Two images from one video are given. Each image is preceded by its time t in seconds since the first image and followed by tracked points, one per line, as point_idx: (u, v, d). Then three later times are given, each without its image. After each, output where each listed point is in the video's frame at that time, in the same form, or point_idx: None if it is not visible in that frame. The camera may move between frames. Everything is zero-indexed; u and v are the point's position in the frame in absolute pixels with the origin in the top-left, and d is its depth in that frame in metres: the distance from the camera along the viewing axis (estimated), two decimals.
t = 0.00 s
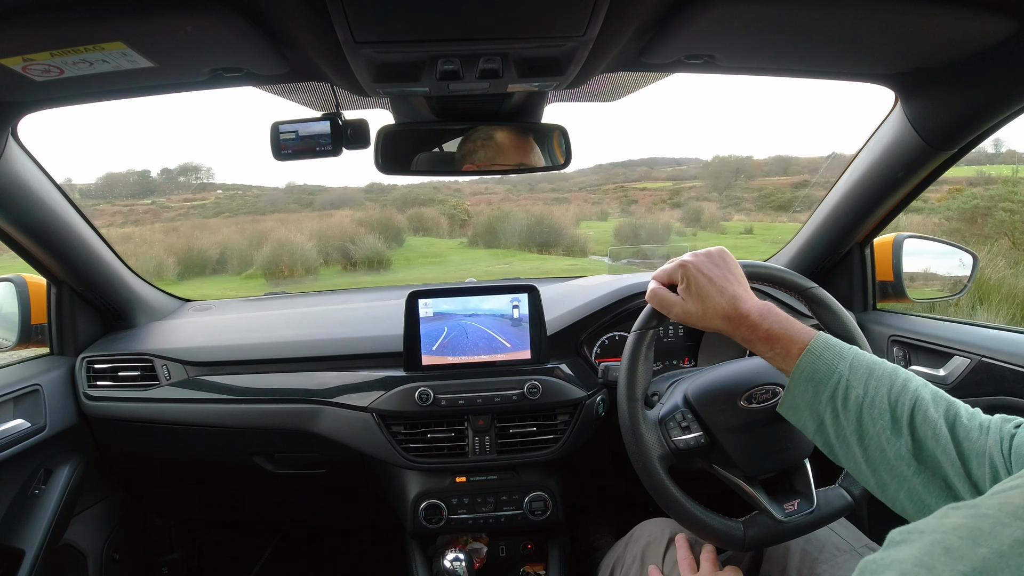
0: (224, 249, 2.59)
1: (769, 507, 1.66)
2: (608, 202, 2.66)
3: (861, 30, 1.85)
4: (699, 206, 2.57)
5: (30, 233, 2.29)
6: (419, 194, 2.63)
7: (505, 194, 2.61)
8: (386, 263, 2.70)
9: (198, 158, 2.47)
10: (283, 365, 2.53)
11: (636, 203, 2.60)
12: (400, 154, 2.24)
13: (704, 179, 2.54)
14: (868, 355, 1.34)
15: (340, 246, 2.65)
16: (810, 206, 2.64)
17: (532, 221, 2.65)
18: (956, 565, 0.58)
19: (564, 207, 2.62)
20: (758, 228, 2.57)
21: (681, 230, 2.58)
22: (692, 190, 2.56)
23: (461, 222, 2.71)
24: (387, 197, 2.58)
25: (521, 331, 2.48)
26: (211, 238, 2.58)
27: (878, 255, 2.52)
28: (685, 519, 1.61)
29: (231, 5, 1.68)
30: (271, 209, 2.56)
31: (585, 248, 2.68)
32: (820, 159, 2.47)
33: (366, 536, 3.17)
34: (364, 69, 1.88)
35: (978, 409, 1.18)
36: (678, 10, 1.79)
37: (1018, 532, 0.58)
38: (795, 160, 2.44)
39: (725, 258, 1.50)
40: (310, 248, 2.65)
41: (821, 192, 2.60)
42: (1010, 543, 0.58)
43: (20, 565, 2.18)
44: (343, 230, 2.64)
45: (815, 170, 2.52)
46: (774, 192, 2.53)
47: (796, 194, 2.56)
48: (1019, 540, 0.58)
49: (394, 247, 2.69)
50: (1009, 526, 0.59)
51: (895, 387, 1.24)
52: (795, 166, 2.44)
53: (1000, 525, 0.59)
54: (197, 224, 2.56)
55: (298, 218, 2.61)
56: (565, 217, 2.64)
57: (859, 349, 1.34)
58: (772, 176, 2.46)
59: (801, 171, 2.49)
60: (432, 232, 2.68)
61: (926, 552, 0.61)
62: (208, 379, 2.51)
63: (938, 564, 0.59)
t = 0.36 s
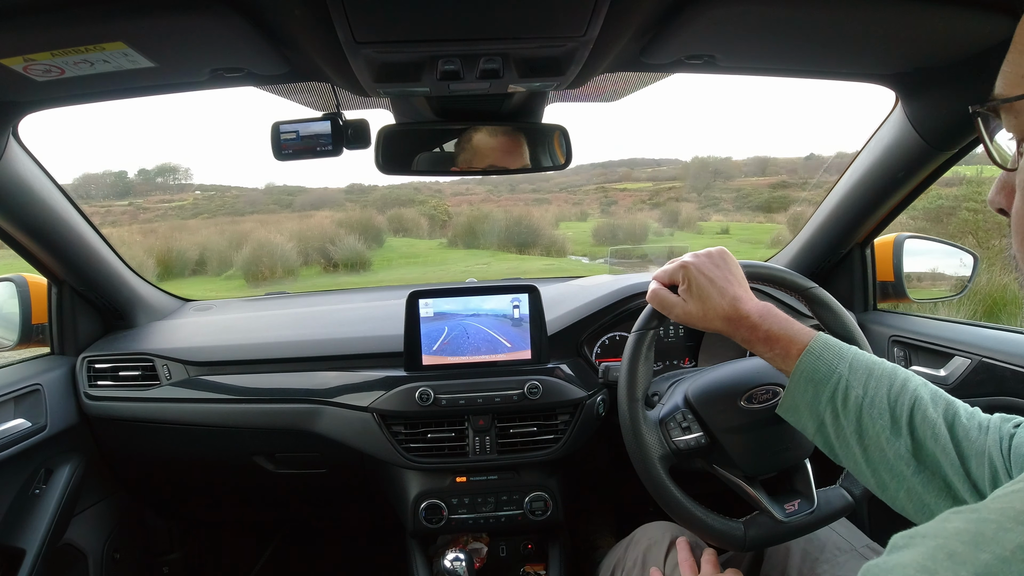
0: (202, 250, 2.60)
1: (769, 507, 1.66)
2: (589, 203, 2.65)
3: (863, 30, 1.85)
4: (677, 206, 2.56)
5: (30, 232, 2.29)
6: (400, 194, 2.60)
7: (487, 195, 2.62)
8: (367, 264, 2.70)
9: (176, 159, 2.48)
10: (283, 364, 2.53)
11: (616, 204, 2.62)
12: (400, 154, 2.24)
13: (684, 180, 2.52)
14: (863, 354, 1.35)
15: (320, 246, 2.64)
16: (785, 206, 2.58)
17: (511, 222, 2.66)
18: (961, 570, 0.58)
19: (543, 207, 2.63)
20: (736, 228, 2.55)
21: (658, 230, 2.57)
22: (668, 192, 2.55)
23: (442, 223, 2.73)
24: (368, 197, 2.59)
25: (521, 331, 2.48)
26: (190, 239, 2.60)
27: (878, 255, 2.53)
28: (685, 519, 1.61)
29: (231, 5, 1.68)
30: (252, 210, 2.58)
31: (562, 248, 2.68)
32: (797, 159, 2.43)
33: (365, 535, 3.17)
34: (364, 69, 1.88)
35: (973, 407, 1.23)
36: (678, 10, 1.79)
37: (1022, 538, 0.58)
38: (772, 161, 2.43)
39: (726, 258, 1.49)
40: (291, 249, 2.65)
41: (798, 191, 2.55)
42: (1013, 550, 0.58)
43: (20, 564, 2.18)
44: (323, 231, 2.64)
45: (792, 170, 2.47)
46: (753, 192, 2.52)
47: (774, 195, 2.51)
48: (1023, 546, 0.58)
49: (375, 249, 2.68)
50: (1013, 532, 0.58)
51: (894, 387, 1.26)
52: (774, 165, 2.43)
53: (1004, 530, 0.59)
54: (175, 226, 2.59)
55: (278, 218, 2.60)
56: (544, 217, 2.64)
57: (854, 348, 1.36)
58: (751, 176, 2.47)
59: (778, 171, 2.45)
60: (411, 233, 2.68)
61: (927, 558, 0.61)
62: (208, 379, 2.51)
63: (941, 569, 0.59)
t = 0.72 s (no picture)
0: (183, 252, 2.59)
1: (770, 507, 1.66)
2: (571, 205, 2.63)
3: (864, 30, 1.85)
4: (656, 208, 2.56)
5: (30, 232, 2.29)
6: (380, 196, 2.59)
7: (469, 196, 2.61)
8: (349, 265, 2.70)
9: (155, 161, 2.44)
10: (283, 365, 2.53)
11: (598, 206, 2.61)
12: (400, 154, 2.24)
13: (665, 180, 2.53)
14: (862, 353, 1.35)
15: (301, 247, 2.64)
16: (766, 207, 2.54)
17: (491, 223, 2.68)
18: None
19: (524, 208, 2.63)
20: (715, 230, 2.55)
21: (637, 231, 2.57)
22: (651, 192, 2.55)
23: (423, 224, 2.67)
24: (349, 198, 2.59)
25: (521, 331, 2.48)
26: (169, 240, 2.58)
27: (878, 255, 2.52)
28: (686, 519, 1.62)
29: (231, 5, 1.68)
30: (232, 211, 2.53)
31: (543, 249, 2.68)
32: (776, 160, 2.43)
33: (364, 535, 3.17)
34: (364, 69, 1.88)
35: (973, 406, 1.24)
36: (678, 9, 1.78)
37: None
38: (752, 162, 2.44)
39: (726, 258, 1.49)
40: (271, 250, 2.63)
41: (779, 192, 2.51)
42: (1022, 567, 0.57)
43: (20, 565, 2.18)
44: (304, 232, 2.63)
45: (772, 170, 2.46)
46: (732, 193, 2.53)
47: (755, 196, 2.51)
48: None
49: (356, 249, 2.68)
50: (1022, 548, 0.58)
51: (894, 386, 1.27)
52: (753, 166, 2.45)
53: (1012, 546, 0.58)
54: (155, 227, 2.56)
55: (259, 220, 2.55)
56: (526, 219, 2.65)
57: (853, 347, 1.36)
58: (731, 177, 2.48)
59: (757, 171, 2.46)
60: (394, 234, 2.66)
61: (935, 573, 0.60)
62: (208, 379, 2.51)
63: None
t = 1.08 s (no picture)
0: (163, 253, 2.61)
1: (770, 507, 1.66)
2: (551, 205, 2.65)
3: (866, 30, 1.85)
4: (634, 207, 2.59)
5: (29, 232, 2.28)
6: (360, 197, 2.62)
7: (449, 197, 2.65)
8: (328, 266, 2.71)
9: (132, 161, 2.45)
10: (283, 364, 2.53)
11: (578, 206, 2.64)
12: (400, 154, 2.24)
13: (644, 181, 2.55)
14: (863, 355, 1.35)
15: (281, 248, 2.62)
16: (742, 206, 2.53)
17: (471, 224, 2.68)
18: None
19: (505, 209, 2.61)
20: (693, 229, 2.56)
21: (615, 231, 2.61)
22: (631, 193, 2.57)
23: (403, 224, 2.74)
24: (328, 199, 2.62)
25: (521, 331, 2.48)
26: (149, 241, 2.59)
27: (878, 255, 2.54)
28: (686, 519, 1.62)
29: (231, 5, 1.68)
30: (210, 211, 2.56)
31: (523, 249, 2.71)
32: (754, 160, 2.42)
33: (365, 535, 3.17)
34: (364, 69, 1.88)
35: (972, 409, 1.24)
36: (678, 9, 1.78)
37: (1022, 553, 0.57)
38: (732, 162, 2.44)
39: (726, 259, 1.49)
40: (251, 251, 2.61)
41: (758, 193, 2.50)
42: (1012, 564, 0.57)
43: (21, 564, 2.18)
44: (283, 232, 2.62)
45: (751, 171, 2.45)
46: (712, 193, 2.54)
47: (733, 197, 2.51)
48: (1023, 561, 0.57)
49: (336, 250, 2.69)
50: (1010, 544, 0.57)
51: (894, 388, 1.27)
52: (733, 167, 2.45)
53: (1002, 543, 0.58)
54: (132, 228, 2.56)
55: (238, 220, 2.57)
56: (506, 219, 2.64)
57: (853, 348, 1.36)
58: (710, 177, 2.50)
59: (737, 171, 2.46)
60: (373, 234, 2.69)
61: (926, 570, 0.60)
62: (208, 379, 2.51)
63: None
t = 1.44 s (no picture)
0: (140, 254, 2.64)
1: (770, 507, 1.66)
2: (529, 207, 2.70)
3: (866, 30, 1.85)
4: (610, 209, 2.63)
5: (29, 232, 2.29)
6: (338, 199, 2.63)
7: (428, 198, 2.59)
8: (306, 267, 2.74)
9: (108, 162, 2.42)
10: (283, 365, 2.53)
11: (557, 207, 2.68)
12: (400, 155, 2.24)
13: (623, 182, 2.57)
14: (865, 353, 1.36)
15: (259, 249, 2.65)
16: (716, 207, 2.55)
17: (448, 225, 2.66)
18: None
19: (484, 210, 2.65)
20: (668, 229, 2.59)
21: (592, 232, 2.63)
22: (609, 194, 2.62)
23: (382, 226, 2.66)
24: (307, 201, 2.62)
25: (521, 331, 2.48)
26: (124, 244, 2.60)
27: (878, 254, 2.54)
28: (686, 519, 1.61)
29: (231, 5, 1.68)
30: (187, 213, 2.61)
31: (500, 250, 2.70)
32: (731, 162, 2.45)
33: (365, 535, 3.17)
34: (364, 69, 1.88)
35: (975, 406, 1.24)
36: (677, 9, 1.78)
37: None
38: (708, 164, 2.46)
39: (727, 258, 1.49)
40: (228, 254, 2.63)
41: (735, 194, 2.54)
42: None
43: (21, 565, 2.18)
44: (262, 234, 2.64)
45: (728, 173, 2.48)
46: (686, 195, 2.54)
47: (711, 198, 2.53)
48: None
49: (315, 252, 2.71)
50: None
51: (896, 386, 1.27)
52: (708, 168, 2.47)
53: (1020, 558, 0.57)
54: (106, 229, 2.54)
55: (215, 223, 2.60)
56: (485, 220, 2.67)
57: (854, 346, 1.36)
58: (689, 178, 2.51)
59: (715, 173, 2.48)
60: (352, 236, 2.68)
61: None
62: (209, 379, 2.51)
63: None
